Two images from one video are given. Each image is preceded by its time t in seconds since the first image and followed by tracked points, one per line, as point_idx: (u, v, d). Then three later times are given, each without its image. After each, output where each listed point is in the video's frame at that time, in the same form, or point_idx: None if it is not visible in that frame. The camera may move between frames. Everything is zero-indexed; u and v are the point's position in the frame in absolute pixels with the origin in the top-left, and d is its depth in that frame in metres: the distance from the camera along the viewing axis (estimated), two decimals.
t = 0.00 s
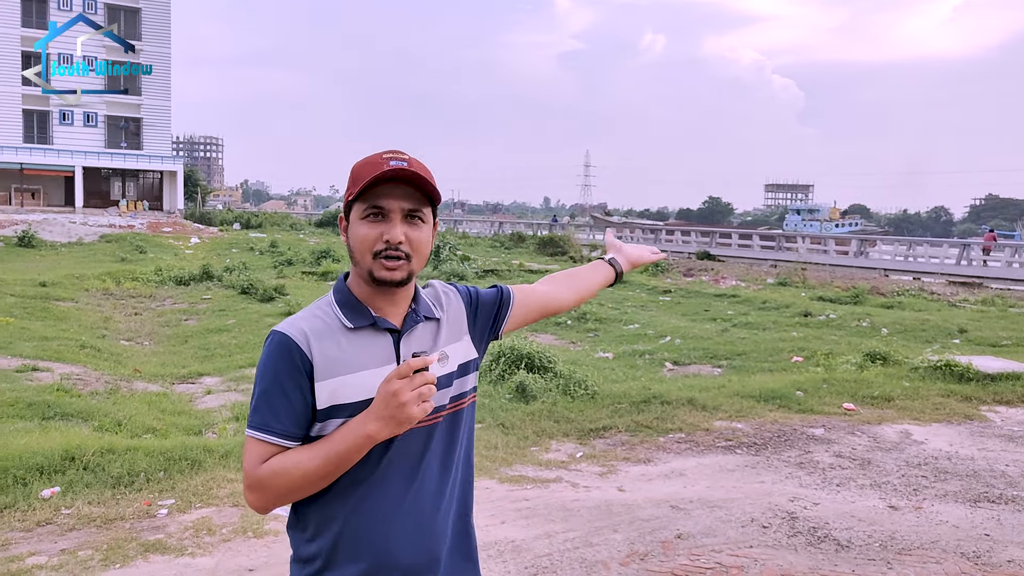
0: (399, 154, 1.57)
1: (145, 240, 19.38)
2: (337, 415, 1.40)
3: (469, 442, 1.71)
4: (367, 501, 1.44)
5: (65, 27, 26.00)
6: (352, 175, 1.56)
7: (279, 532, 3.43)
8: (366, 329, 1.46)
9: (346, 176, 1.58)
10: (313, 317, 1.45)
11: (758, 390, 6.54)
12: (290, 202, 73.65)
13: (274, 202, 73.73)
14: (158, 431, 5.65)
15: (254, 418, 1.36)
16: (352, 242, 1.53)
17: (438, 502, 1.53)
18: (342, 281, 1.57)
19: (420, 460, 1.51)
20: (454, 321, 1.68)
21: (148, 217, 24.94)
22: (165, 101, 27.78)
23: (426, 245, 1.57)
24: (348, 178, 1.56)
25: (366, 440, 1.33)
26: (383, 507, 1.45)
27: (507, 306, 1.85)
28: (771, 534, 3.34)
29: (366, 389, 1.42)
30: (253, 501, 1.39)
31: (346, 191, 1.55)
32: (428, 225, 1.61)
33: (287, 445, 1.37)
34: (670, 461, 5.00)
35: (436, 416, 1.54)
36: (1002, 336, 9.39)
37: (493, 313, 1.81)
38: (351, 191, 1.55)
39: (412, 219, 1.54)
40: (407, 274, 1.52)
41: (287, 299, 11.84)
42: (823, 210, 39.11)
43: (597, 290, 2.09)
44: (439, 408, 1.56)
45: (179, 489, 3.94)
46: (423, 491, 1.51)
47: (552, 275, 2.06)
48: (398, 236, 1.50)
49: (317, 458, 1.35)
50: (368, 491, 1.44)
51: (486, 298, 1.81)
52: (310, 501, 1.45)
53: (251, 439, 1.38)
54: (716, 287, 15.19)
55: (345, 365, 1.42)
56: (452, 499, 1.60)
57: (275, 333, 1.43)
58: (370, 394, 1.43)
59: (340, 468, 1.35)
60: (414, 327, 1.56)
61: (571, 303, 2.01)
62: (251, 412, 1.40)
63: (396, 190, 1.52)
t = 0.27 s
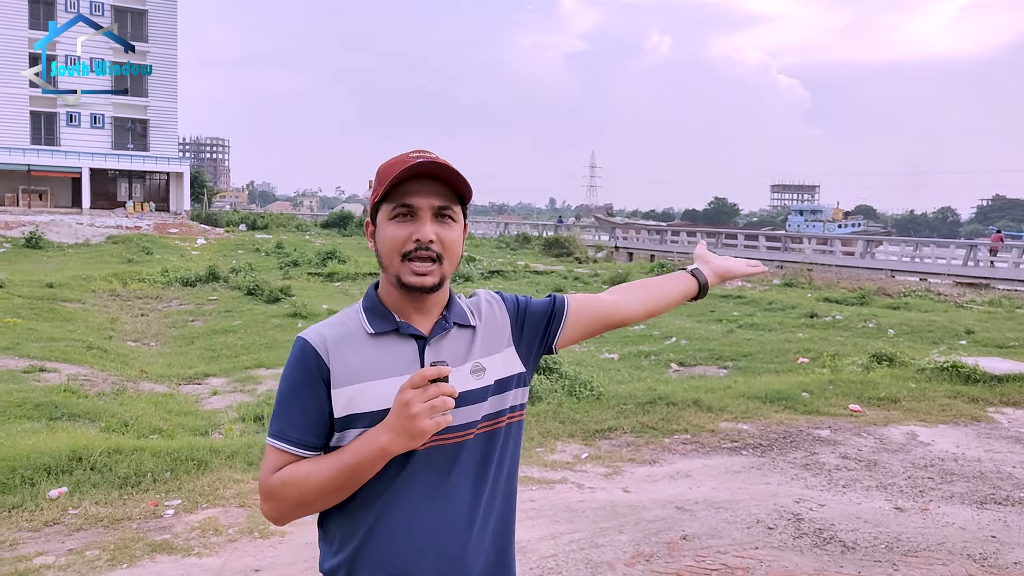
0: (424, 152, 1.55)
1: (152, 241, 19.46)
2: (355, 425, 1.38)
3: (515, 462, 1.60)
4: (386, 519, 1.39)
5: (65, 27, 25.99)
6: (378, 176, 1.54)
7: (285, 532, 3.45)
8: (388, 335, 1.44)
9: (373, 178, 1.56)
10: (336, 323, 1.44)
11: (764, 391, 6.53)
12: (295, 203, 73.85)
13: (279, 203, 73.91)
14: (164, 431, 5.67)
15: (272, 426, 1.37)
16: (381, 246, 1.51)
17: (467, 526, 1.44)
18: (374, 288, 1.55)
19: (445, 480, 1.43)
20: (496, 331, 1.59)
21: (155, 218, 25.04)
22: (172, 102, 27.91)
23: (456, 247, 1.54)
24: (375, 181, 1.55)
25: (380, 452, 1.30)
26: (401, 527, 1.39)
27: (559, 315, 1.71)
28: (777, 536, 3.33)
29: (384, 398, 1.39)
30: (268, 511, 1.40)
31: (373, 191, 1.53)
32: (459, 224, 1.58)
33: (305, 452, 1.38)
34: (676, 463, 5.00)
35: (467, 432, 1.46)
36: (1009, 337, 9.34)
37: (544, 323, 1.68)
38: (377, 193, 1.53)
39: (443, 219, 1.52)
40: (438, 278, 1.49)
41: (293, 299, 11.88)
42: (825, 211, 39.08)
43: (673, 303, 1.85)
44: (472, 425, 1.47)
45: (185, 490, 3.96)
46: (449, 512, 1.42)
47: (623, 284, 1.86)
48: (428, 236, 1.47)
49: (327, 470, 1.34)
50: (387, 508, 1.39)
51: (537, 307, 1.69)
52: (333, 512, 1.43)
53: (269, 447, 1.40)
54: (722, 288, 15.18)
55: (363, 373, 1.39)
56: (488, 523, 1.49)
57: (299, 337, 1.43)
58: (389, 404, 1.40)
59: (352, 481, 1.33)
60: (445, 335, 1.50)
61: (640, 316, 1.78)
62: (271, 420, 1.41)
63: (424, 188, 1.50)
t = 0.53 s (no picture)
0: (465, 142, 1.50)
1: (154, 241, 19.49)
2: (377, 426, 1.37)
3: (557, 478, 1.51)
4: (408, 526, 1.35)
5: (66, 26, 25.98)
6: (412, 169, 1.50)
7: (287, 532, 3.45)
8: (416, 336, 1.41)
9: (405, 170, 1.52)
10: (365, 323, 1.44)
11: (766, 391, 6.52)
12: (297, 202, 73.89)
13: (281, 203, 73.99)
14: (167, 431, 5.68)
15: (296, 425, 1.39)
16: (414, 243, 1.47)
17: (494, 542, 1.37)
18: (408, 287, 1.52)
19: (472, 492, 1.37)
20: (536, 334, 1.51)
21: (157, 218, 25.08)
22: (173, 102, 27.95)
23: (494, 244, 1.49)
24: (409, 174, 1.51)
25: (395, 458, 1.28)
26: (421, 536, 1.34)
27: (612, 319, 1.58)
28: (778, 535, 3.33)
29: (405, 401, 1.37)
30: (294, 512, 1.42)
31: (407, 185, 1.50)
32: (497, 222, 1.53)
33: (328, 453, 1.39)
34: (678, 462, 5.00)
35: (496, 442, 1.39)
36: (1011, 337, 9.34)
37: (595, 326, 1.57)
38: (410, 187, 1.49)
39: (478, 216, 1.47)
40: (470, 277, 1.44)
41: (294, 299, 11.89)
42: (824, 211, 39.13)
43: (753, 315, 1.63)
44: (501, 434, 1.40)
45: (188, 489, 3.97)
46: (474, 526, 1.36)
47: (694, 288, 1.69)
48: (461, 235, 1.43)
49: (346, 474, 1.33)
50: (408, 515, 1.36)
51: (586, 309, 1.58)
52: (359, 516, 1.42)
53: (295, 447, 1.42)
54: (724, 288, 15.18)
55: (386, 373, 1.38)
56: (521, 543, 1.41)
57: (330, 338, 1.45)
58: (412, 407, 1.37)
59: (369, 485, 1.32)
60: (478, 336, 1.44)
61: (704, 323, 1.60)
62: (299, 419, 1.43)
63: (458, 183, 1.45)
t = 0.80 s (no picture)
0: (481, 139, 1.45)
1: (154, 241, 19.48)
2: (386, 423, 1.37)
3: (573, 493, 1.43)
4: (413, 525, 1.35)
5: (66, 26, 25.95)
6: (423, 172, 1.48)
7: (287, 531, 3.45)
8: (431, 334, 1.40)
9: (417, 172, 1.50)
10: (383, 319, 1.45)
11: (766, 390, 6.52)
12: (297, 201, 73.86)
13: (281, 203, 73.98)
14: (167, 430, 5.68)
15: (310, 415, 1.41)
16: (426, 248, 1.46)
17: (502, 552, 1.33)
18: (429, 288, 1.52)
19: (476, 497, 1.34)
20: (560, 342, 1.44)
21: (156, 217, 25.07)
22: (173, 102, 27.93)
23: (508, 248, 1.45)
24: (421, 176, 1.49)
25: (397, 457, 1.28)
26: (424, 536, 1.34)
27: (642, 333, 1.48)
28: (778, 533, 3.34)
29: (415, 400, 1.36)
30: (303, 501, 1.45)
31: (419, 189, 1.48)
32: (514, 224, 1.48)
33: (336, 446, 1.40)
34: (678, 461, 5.00)
35: (503, 450, 1.35)
36: (1010, 335, 9.34)
37: (625, 339, 1.48)
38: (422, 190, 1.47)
39: (487, 221, 1.43)
40: (484, 283, 1.41)
41: (294, 299, 11.89)
42: (821, 209, 39.19)
43: (805, 332, 1.48)
44: (508, 443, 1.35)
45: (188, 488, 3.97)
46: (474, 534, 1.32)
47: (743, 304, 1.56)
48: (467, 242, 1.40)
49: (350, 469, 1.35)
50: (414, 513, 1.35)
51: (621, 318, 1.49)
52: (368, 511, 1.43)
53: (307, 436, 1.45)
54: (724, 287, 15.18)
55: (398, 370, 1.38)
56: (526, 559, 1.35)
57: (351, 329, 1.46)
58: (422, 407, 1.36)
59: (369, 482, 1.33)
60: (497, 339, 1.40)
61: (753, 343, 1.47)
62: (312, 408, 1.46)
63: (464, 188, 1.41)
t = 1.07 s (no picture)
0: (457, 153, 1.37)
1: (154, 240, 19.48)
2: (384, 415, 1.39)
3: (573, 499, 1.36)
4: (402, 517, 1.36)
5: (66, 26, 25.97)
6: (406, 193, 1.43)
7: (288, 530, 3.45)
8: (429, 331, 1.40)
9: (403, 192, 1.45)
10: (389, 315, 1.46)
11: (766, 389, 6.52)
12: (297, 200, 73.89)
13: (281, 202, 74.01)
14: (168, 429, 5.69)
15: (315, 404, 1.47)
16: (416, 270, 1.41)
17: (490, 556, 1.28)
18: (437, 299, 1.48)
19: (464, 496, 1.32)
20: (561, 343, 1.37)
21: (156, 216, 25.07)
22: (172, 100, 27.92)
23: (495, 264, 1.35)
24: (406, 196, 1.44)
25: (381, 454, 1.30)
26: (413, 529, 1.34)
27: (652, 334, 1.39)
28: (778, 532, 3.34)
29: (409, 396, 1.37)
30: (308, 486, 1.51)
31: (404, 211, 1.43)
32: (502, 243, 1.36)
33: (342, 436, 1.44)
34: (678, 459, 5.00)
35: (492, 451, 1.32)
36: (1010, 334, 9.34)
37: (633, 342, 1.39)
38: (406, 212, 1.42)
39: (463, 244, 1.33)
40: (473, 302, 1.35)
41: (294, 298, 11.89)
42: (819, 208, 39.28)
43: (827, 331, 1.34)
44: (499, 445, 1.32)
45: (189, 487, 3.97)
46: (459, 532, 1.31)
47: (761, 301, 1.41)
48: (443, 266, 1.33)
49: (343, 460, 1.39)
50: (406, 505, 1.36)
51: (630, 319, 1.40)
52: (368, 502, 1.46)
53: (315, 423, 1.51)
54: (725, 285, 15.17)
55: (397, 364, 1.39)
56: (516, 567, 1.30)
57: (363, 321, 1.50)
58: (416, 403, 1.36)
59: (358, 474, 1.36)
60: (494, 339, 1.36)
61: (763, 348, 1.33)
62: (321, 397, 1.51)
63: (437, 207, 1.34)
